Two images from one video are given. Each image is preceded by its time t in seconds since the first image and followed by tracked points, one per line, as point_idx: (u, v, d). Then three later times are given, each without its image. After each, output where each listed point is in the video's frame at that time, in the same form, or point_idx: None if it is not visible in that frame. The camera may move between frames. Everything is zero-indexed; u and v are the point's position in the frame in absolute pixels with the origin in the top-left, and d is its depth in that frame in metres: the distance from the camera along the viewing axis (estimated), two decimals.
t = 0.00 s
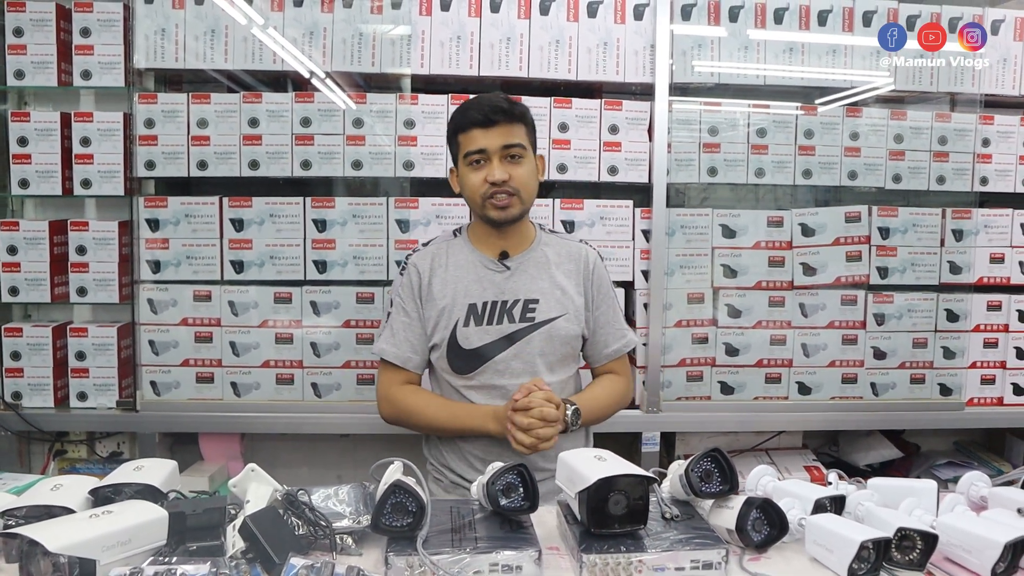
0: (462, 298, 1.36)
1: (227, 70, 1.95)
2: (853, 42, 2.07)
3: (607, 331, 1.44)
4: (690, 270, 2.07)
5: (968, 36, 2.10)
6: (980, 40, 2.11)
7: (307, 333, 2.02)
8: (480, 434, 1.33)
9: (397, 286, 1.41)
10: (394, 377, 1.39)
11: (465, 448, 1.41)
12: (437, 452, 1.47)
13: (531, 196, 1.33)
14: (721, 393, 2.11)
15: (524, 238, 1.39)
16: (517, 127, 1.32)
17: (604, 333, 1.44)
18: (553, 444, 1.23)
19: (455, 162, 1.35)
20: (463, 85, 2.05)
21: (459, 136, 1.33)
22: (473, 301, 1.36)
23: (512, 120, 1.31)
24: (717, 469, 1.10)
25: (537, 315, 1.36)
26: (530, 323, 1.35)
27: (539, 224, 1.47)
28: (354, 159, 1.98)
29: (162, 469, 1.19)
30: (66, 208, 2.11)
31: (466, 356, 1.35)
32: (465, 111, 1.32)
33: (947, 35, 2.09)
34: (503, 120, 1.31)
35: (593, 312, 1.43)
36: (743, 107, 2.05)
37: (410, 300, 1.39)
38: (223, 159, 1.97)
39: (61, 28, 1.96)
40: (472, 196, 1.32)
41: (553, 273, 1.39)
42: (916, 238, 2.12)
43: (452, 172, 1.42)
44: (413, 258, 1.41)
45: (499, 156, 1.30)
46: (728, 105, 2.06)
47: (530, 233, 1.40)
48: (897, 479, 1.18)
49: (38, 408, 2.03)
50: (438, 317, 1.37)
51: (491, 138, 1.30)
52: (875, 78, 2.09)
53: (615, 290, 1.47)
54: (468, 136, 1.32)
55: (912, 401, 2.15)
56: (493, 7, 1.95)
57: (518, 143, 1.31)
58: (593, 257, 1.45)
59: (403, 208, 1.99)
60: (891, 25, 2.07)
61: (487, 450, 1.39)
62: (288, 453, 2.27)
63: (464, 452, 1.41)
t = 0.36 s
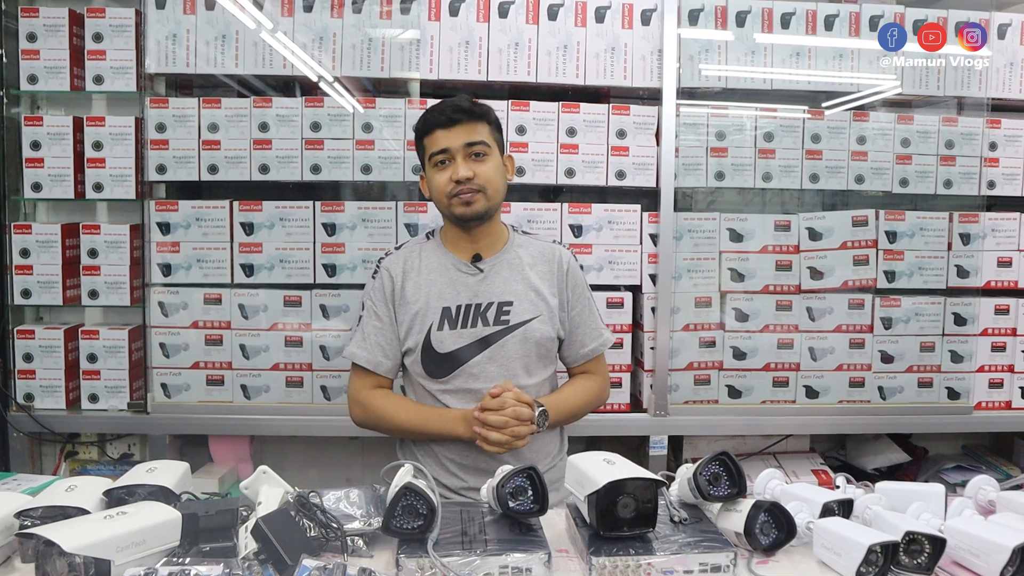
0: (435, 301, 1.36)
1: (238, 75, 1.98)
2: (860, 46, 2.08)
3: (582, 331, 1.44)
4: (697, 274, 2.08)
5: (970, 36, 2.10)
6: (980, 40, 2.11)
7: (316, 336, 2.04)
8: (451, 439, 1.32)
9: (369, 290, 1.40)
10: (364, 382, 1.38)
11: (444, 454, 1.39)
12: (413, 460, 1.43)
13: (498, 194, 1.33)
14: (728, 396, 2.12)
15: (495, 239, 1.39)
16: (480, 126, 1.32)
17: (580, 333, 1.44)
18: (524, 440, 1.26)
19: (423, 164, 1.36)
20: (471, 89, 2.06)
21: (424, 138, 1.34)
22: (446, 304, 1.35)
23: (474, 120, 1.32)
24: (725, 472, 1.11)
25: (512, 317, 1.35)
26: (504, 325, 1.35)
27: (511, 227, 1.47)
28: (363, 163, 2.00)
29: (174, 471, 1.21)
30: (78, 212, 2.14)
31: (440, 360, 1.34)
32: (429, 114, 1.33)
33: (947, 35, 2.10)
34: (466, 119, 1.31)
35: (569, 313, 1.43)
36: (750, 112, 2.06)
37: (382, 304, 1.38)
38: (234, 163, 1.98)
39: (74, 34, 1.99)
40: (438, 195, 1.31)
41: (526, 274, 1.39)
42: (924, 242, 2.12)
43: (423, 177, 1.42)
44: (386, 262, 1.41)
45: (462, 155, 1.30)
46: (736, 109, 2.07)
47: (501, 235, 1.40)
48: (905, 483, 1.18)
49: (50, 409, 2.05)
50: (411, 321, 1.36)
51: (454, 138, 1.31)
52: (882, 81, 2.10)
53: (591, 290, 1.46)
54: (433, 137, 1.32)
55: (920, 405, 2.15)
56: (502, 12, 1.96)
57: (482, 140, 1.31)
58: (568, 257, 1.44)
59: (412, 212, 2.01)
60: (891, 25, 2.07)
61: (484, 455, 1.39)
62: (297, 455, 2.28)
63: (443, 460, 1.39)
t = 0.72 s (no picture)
0: (429, 309, 1.33)
1: (251, 80, 1.99)
2: (872, 51, 2.07)
3: (570, 329, 1.45)
4: (708, 280, 2.07)
5: (968, 36, 2.09)
6: (980, 40, 2.10)
7: (327, 340, 2.05)
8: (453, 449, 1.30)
9: (357, 299, 1.35)
10: (356, 395, 1.34)
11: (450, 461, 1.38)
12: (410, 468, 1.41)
13: (490, 199, 1.30)
14: (739, 402, 2.11)
15: (485, 244, 1.38)
16: (474, 130, 1.29)
17: (568, 331, 1.45)
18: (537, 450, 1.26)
19: (413, 167, 1.32)
20: (482, 94, 2.07)
21: (416, 140, 1.30)
22: (441, 312, 1.33)
23: (469, 124, 1.29)
24: (736, 477, 1.11)
25: (507, 322, 1.34)
26: (500, 331, 1.34)
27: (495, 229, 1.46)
28: (375, 168, 2.01)
29: (186, 475, 1.21)
30: (92, 216, 2.15)
31: (437, 370, 1.33)
32: (422, 115, 1.29)
33: (947, 35, 2.09)
34: (460, 123, 1.28)
35: (557, 313, 1.44)
36: (761, 117, 2.07)
37: (372, 315, 1.34)
38: (246, 168, 2.00)
39: (88, 40, 2.01)
40: (428, 199, 1.28)
41: (517, 277, 1.38)
42: (936, 247, 2.11)
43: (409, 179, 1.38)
44: (373, 270, 1.36)
45: (456, 158, 1.27)
46: (747, 114, 2.07)
47: (489, 239, 1.39)
48: (917, 489, 1.17)
49: (63, 413, 2.07)
50: (405, 331, 1.33)
51: (448, 141, 1.27)
52: (894, 87, 2.10)
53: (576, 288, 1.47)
54: (425, 139, 1.28)
55: (933, 411, 2.14)
56: (513, 18, 1.97)
57: (476, 145, 1.28)
58: (553, 258, 1.45)
59: (423, 217, 2.03)
60: (891, 25, 2.07)
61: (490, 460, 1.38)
62: (307, 459, 2.29)
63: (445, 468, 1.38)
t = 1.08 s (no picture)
0: (425, 310, 1.33)
1: (255, 81, 2.00)
2: (877, 51, 2.07)
3: (565, 330, 1.45)
4: (713, 280, 2.07)
5: (968, 36, 2.08)
6: (980, 40, 2.09)
7: (331, 341, 2.05)
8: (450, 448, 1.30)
9: (352, 300, 1.35)
10: (352, 395, 1.34)
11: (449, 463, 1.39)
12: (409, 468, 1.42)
13: (492, 220, 1.30)
14: (743, 403, 2.11)
15: (481, 249, 1.37)
16: (482, 151, 1.27)
17: (564, 332, 1.45)
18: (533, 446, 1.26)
19: (416, 179, 1.29)
20: (486, 95, 2.07)
21: (422, 153, 1.27)
22: (436, 313, 1.33)
23: (478, 143, 1.26)
24: (740, 478, 1.10)
25: (502, 324, 1.35)
26: (495, 333, 1.34)
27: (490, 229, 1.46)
28: (379, 168, 2.01)
29: (191, 475, 1.22)
30: (97, 216, 2.15)
31: (433, 371, 1.33)
32: (430, 129, 1.26)
33: (947, 35, 2.08)
34: (469, 143, 1.26)
35: (552, 314, 1.44)
36: (766, 117, 2.06)
37: (367, 315, 1.33)
38: (251, 169, 2.01)
39: (93, 41, 2.02)
40: (432, 218, 1.27)
41: (512, 278, 1.38)
42: (941, 248, 2.11)
43: (409, 182, 1.35)
44: (369, 270, 1.36)
45: (463, 180, 1.26)
46: (752, 115, 2.07)
47: (486, 243, 1.39)
48: (922, 490, 1.17)
49: (68, 413, 2.07)
50: (400, 332, 1.33)
51: (457, 162, 1.25)
52: (899, 87, 2.09)
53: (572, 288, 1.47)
54: (432, 155, 1.26)
55: (938, 412, 2.13)
56: (517, 19, 1.98)
57: (484, 167, 1.26)
58: (549, 259, 1.45)
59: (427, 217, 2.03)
60: (891, 25, 2.06)
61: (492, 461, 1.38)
62: (311, 459, 2.29)
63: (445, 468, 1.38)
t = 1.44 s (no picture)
0: (423, 312, 1.33)
1: (257, 83, 2.00)
2: (877, 53, 2.08)
3: (565, 332, 1.45)
4: (714, 282, 2.07)
5: (968, 36, 2.08)
6: (980, 40, 2.09)
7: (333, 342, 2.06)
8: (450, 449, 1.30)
9: (351, 301, 1.36)
10: (352, 397, 1.34)
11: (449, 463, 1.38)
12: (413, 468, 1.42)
13: (491, 217, 1.31)
14: (745, 404, 2.11)
15: (479, 250, 1.38)
16: (486, 146, 1.28)
17: (563, 334, 1.45)
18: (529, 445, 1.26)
19: (419, 172, 1.30)
20: (488, 97, 2.08)
21: (426, 146, 1.29)
22: (434, 314, 1.34)
23: (482, 139, 1.28)
24: (742, 479, 1.10)
25: (500, 325, 1.35)
26: (493, 334, 1.34)
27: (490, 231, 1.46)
28: (381, 170, 2.02)
29: (192, 476, 1.22)
30: (99, 218, 2.15)
31: (431, 372, 1.33)
32: (436, 121, 1.27)
33: (947, 35, 2.08)
34: (474, 138, 1.27)
35: (551, 316, 1.44)
36: (767, 119, 2.07)
37: (366, 317, 1.34)
38: (252, 170, 2.01)
39: (95, 42, 2.02)
40: (432, 210, 1.27)
41: (511, 279, 1.38)
42: (942, 250, 2.11)
43: (412, 177, 1.37)
44: (367, 272, 1.37)
45: (465, 174, 1.26)
46: (753, 117, 2.07)
47: (484, 244, 1.39)
48: (923, 490, 1.17)
49: (70, 415, 2.07)
50: (398, 333, 1.33)
51: (459, 155, 1.26)
52: (900, 90, 2.10)
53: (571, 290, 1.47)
54: (435, 148, 1.27)
55: (939, 413, 2.13)
56: (519, 21, 1.98)
57: (486, 163, 1.27)
58: (548, 261, 1.45)
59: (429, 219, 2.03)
60: (891, 25, 2.07)
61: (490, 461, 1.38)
62: (313, 461, 2.29)
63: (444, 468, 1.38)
